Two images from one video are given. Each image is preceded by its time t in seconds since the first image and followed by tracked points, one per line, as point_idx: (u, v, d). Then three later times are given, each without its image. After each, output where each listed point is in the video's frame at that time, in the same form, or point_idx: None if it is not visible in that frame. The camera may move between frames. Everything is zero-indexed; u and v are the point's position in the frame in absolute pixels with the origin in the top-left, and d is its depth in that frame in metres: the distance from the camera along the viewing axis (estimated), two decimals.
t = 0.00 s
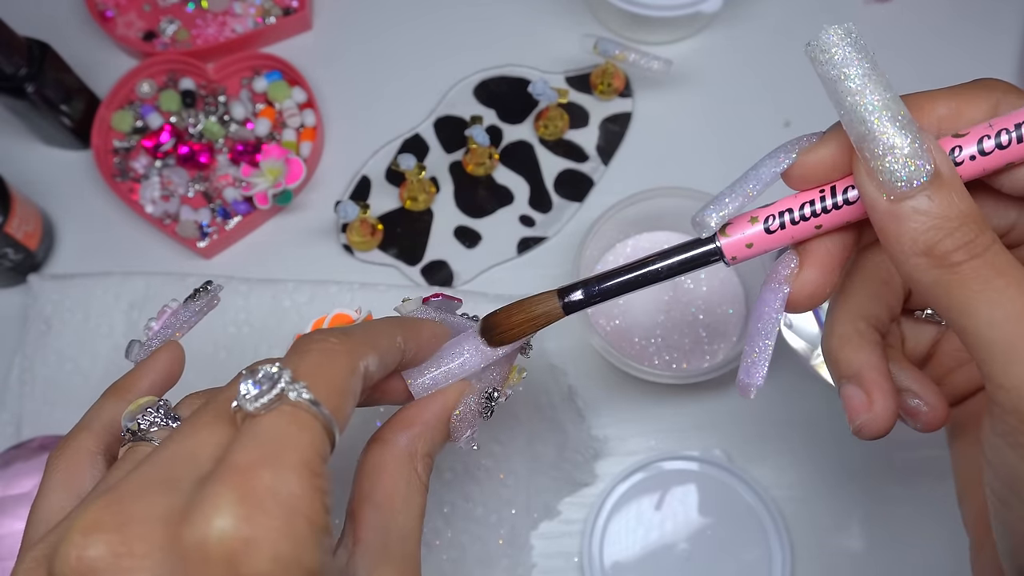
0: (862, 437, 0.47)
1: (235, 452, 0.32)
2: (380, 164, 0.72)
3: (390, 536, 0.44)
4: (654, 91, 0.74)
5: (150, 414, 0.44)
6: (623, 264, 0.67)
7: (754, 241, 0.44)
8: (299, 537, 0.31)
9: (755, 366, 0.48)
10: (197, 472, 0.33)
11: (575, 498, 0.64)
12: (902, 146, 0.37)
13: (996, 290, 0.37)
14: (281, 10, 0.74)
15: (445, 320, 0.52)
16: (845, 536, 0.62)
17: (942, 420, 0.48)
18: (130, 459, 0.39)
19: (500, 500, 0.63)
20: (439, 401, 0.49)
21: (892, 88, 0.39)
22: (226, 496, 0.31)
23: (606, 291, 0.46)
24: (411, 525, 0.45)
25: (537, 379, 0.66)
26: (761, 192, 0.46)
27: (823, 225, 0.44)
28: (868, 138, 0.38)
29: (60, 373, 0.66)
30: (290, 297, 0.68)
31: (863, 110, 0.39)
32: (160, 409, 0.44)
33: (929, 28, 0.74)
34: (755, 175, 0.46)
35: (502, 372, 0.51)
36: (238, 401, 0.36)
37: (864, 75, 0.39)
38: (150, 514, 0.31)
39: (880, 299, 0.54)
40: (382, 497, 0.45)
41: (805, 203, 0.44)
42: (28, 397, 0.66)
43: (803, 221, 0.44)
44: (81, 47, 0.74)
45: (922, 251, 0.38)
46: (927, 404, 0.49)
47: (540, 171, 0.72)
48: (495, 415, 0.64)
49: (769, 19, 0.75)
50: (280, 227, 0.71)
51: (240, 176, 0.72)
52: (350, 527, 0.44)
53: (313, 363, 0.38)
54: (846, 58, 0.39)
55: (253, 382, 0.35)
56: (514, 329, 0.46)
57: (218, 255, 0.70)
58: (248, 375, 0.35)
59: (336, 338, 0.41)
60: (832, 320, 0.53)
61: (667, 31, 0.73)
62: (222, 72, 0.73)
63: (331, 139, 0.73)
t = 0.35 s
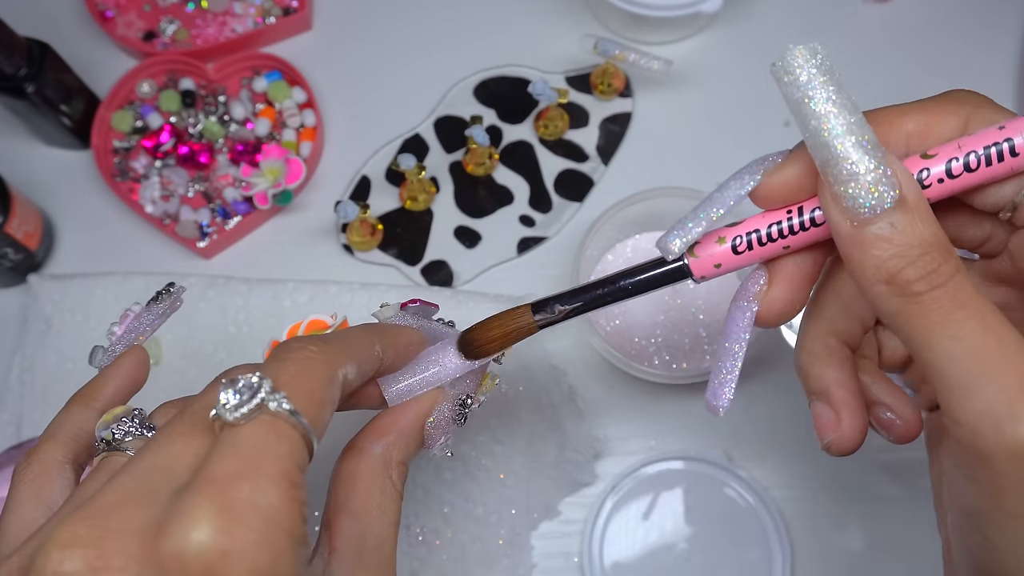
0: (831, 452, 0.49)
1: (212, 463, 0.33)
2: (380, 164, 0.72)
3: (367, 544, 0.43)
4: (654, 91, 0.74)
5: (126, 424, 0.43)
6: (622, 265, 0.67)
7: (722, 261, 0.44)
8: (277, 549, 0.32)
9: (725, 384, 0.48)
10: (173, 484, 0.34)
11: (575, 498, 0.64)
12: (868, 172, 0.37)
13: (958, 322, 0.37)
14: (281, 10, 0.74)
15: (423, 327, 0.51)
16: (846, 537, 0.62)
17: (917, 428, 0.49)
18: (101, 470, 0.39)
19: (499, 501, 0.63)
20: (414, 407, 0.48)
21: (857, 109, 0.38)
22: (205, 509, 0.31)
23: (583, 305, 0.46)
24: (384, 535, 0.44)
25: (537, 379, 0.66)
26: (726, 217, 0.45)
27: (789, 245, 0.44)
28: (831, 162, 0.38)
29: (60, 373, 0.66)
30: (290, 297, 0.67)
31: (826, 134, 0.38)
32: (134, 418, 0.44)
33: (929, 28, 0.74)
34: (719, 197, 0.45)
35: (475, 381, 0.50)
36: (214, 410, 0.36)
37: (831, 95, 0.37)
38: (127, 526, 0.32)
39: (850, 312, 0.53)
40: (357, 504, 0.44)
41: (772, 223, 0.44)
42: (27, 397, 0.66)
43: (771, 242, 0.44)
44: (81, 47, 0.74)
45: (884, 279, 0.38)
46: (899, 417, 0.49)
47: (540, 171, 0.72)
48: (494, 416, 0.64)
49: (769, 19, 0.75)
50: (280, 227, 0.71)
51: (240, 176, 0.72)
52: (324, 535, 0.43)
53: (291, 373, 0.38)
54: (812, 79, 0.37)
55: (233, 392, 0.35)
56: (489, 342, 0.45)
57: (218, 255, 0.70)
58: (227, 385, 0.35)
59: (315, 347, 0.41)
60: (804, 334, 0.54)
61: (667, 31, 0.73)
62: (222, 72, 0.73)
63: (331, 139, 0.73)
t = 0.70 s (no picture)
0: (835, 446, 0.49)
1: (178, 463, 0.34)
2: (380, 164, 0.72)
3: (346, 546, 0.43)
4: (653, 91, 0.74)
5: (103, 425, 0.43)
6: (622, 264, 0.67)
7: (730, 255, 0.44)
8: (237, 549, 0.33)
9: (733, 380, 0.47)
10: (141, 483, 0.34)
11: (575, 498, 0.64)
12: (885, 156, 0.37)
13: (965, 307, 0.37)
14: (281, 10, 0.74)
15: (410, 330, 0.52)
16: (845, 536, 0.62)
17: (916, 427, 0.50)
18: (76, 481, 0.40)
19: (499, 501, 0.63)
20: (398, 407, 0.48)
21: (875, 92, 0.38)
22: (167, 507, 0.32)
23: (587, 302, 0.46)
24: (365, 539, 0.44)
25: (537, 379, 0.66)
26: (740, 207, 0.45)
27: (799, 237, 0.44)
28: (847, 146, 0.38)
29: (60, 374, 0.66)
30: (290, 297, 0.67)
31: (845, 117, 0.38)
32: (113, 419, 0.43)
33: (929, 29, 0.74)
34: (733, 189, 0.45)
35: (463, 382, 0.50)
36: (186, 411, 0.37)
37: (851, 78, 0.37)
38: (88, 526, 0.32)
39: (856, 308, 0.53)
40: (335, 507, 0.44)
41: (782, 213, 0.44)
42: (27, 397, 0.66)
43: (781, 233, 0.44)
44: (81, 47, 0.74)
45: (893, 264, 0.38)
46: (902, 411, 0.50)
47: (540, 172, 0.72)
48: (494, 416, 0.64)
49: (769, 19, 0.75)
50: (280, 227, 0.71)
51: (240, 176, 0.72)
52: (303, 538, 0.43)
53: (264, 375, 0.39)
54: (833, 61, 0.37)
55: (201, 393, 0.36)
56: (489, 343, 0.46)
57: (218, 255, 0.70)
58: (196, 385, 0.36)
59: (290, 349, 0.42)
60: (808, 330, 0.53)
61: (666, 32, 0.73)
62: (222, 72, 0.73)
63: (331, 139, 0.73)
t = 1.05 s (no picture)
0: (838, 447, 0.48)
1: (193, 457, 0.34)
2: (380, 164, 0.72)
3: (358, 543, 0.42)
4: (654, 91, 0.74)
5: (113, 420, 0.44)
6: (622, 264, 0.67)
7: (715, 249, 0.43)
8: (255, 543, 0.32)
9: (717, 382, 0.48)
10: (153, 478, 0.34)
11: (575, 498, 0.64)
12: (874, 150, 0.36)
13: (953, 311, 0.37)
14: (281, 10, 0.74)
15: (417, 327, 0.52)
16: (846, 536, 0.62)
17: (917, 422, 0.49)
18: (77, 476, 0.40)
19: (499, 501, 0.62)
20: (408, 403, 0.47)
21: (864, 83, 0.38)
22: (184, 500, 0.32)
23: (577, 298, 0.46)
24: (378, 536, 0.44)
25: (537, 378, 0.66)
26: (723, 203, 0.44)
27: (788, 230, 0.44)
28: (838, 139, 0.37)
29: (59, 374, 0.66)
30: (290, 297, 0.67)
31: (832, 109, 0.37)
32: (122, 414, 0.44)
33: (929, 29, 0.74)
34: (717, 184, 0.45)
35: (472, 377, 0.50)
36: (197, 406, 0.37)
37: (839, 67, 0.37)
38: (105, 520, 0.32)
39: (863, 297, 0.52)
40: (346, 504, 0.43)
41: (770, 206, 0.43)
42: (27, 398, 0.66)
43: (768, 227, 0.43)
44: (81, 48, 0.74)
45: (883, 264, 0.37)
46: (902, 407, 0.49)
47: (539, 171, 0.72)
48: (494, 416, 0.64)
49: (769, 19, 0.75)
50: (280, 227, 0.71)
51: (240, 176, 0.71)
52: (314, 536, 0.42)
53: (278, 369, 0.39)
54: (820, 49, 0.37)
55: (215, 386, 0.36)
56: (480, 339, 0.45)
57: (217, 255, 0.70)
58: (211, 378, 0.36)
59: (303, 343, 0.42)
60: (802, 327, 0.52)
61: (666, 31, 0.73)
62: (221, 72, 0.73)
63: (331, 139, 0.73)
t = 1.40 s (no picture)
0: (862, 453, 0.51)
1: (167, 476, 0.35)
2: (380, 164, 0.72)
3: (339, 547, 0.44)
4: (654, 91, 0.73)
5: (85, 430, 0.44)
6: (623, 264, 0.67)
7: (739, 244, 0.44)
8: (233, 564, 0.34)
9: (735, 374, 0.48)
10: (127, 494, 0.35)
11: (575, 498, 0.63)
12: (908, 149, 0.37)
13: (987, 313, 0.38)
14: (280, 9, 0.74)
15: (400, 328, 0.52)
16: (847, 536, 0.62)
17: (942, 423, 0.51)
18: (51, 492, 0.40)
19: (499, 502, 0.62)
20: (388, 406, 0.49)
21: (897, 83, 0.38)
22: (162, 524, 0.33)
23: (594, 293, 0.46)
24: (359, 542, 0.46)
25: (537, 379, 0.65)
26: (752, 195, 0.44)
27: (812, 228, 0.44)
28: (868, 138, 0.38)
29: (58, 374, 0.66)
30: (289, 297, 0.67)
31: (867, 108, 0.38)
32: (94, 423, 0.45)
33: (931, 30, 0.74)
34: (745, 177, 0.44)
35: (452, 377, 0.51)
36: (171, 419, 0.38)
37: (874, 66, 0.38)
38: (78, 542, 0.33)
39: (870, 309, 0.54)
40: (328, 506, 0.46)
41: (795, 203, 0.43)
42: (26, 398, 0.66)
43: (792, 224, 0.44)
44: (80, 47, 0.74)
45: (912, 265, 0.39)
46: (925, 411, 0.51)
47: (540, 171, 0.72)
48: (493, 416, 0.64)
49: (770, 19, 0.74)
50: (279, 227, 0.71)
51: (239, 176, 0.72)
52: (297, 542, 0.44)
53: (253, 378, 0.40)
54: (855, 47, 0.37)
55: (190, 400, 0.36)
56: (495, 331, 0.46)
57: (217, 255, 0.70)
58: (185, 394, 0.37)
59: (279, 349, 0.43)
60: (826, 335, 0.54)
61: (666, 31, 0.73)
62: (221, 71, 0.73)
63: (331, 139, 0.73)
